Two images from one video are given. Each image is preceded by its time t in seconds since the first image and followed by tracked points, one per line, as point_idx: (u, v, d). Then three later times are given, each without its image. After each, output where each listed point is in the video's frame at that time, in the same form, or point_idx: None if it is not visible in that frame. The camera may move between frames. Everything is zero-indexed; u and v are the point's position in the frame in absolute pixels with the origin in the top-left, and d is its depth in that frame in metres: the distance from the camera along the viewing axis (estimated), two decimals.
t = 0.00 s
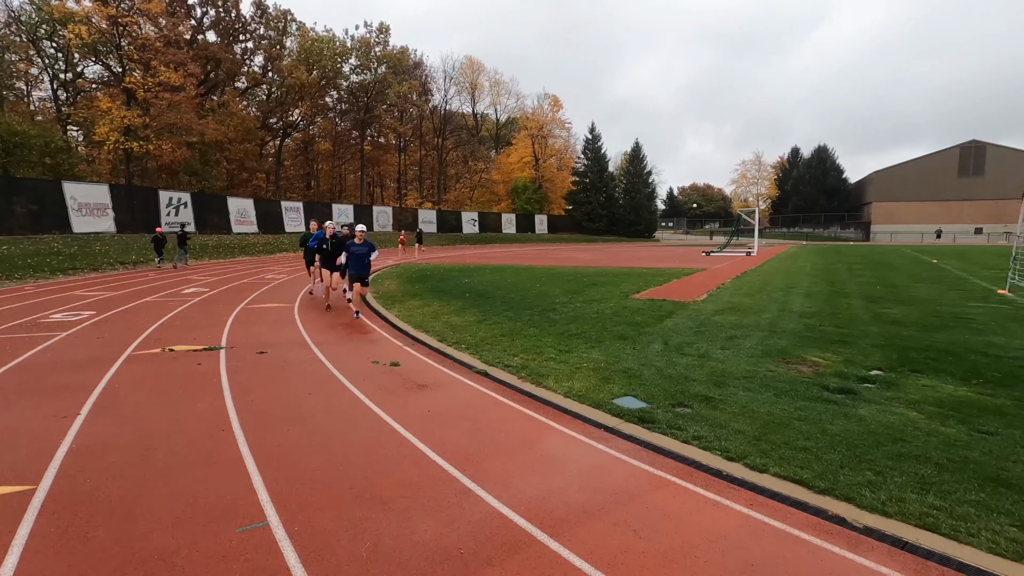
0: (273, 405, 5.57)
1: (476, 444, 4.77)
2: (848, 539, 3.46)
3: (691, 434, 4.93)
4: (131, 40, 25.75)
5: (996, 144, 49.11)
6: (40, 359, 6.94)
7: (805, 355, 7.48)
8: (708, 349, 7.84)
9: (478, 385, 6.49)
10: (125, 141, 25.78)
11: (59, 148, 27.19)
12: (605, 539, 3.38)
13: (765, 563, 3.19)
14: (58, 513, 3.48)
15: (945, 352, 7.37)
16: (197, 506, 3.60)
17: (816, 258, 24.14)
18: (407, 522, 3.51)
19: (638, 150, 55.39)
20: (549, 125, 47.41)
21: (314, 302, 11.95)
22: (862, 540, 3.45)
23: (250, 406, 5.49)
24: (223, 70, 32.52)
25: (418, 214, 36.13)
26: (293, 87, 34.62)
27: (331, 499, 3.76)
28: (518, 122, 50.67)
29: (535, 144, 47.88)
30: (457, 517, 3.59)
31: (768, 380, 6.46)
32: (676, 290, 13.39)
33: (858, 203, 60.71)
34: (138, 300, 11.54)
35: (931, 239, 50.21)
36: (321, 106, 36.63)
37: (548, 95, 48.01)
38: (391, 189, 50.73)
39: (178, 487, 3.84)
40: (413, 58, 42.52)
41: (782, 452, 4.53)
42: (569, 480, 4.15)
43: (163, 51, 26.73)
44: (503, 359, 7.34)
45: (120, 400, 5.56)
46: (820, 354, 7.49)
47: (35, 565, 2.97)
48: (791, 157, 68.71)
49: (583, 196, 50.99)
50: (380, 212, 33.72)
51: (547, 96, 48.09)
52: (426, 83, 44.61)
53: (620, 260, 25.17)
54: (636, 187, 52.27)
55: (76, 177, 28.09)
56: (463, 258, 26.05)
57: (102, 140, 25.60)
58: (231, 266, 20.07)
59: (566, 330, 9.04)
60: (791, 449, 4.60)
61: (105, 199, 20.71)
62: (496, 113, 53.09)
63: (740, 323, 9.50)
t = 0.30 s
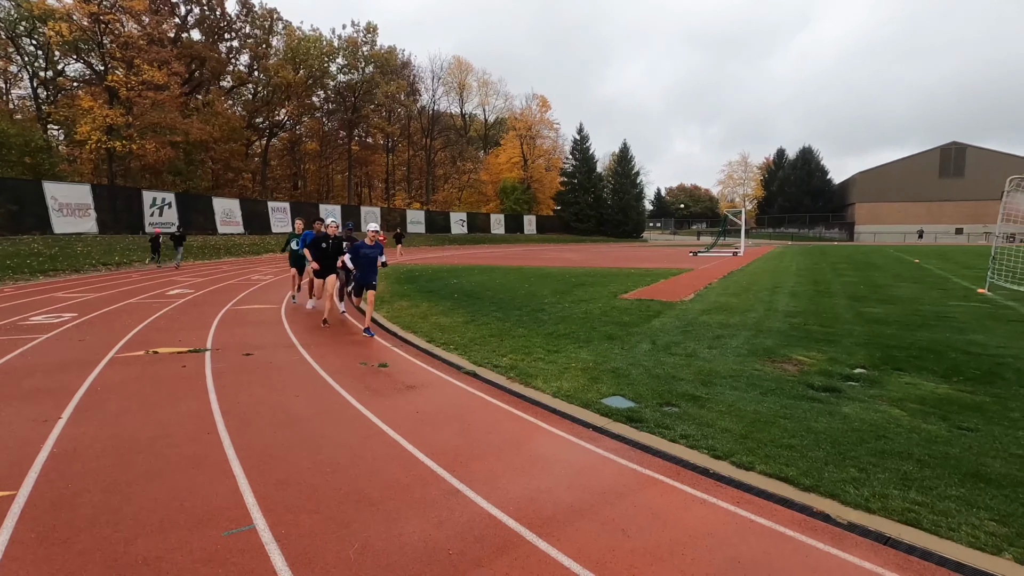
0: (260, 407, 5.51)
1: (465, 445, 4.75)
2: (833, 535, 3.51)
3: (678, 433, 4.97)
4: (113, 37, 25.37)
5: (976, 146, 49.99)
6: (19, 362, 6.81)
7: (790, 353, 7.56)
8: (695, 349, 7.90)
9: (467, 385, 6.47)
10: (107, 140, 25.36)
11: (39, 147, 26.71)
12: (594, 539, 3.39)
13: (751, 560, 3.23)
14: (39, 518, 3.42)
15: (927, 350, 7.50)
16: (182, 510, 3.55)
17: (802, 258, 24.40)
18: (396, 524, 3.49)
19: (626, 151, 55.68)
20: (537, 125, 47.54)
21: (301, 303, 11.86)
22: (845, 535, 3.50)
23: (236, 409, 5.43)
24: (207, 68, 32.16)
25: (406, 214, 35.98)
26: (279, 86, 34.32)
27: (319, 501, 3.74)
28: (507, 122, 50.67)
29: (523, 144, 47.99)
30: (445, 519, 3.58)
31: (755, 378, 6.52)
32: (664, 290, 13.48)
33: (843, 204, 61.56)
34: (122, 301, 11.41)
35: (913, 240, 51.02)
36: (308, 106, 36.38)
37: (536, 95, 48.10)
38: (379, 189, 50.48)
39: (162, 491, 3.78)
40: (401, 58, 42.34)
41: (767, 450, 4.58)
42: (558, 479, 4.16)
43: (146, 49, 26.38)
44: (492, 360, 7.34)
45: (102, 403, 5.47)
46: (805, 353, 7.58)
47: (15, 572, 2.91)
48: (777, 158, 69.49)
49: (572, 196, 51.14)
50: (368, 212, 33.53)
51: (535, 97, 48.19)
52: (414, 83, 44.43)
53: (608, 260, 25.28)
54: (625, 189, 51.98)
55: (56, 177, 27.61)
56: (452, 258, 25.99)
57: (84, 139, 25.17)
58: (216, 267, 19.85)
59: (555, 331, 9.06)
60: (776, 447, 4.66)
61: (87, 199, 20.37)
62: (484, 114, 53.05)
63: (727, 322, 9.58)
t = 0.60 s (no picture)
0: (241, 411, 5.44)
1: (450, 447, 4.74)
2: (812, 532, 3.56)
3: (662, 433, 5.01)
4: (89, 35, 24.87)
5: (949, 150, 51.27)
6: None
7: (771, 353, 7.68)
8: (678, 349, 7.98)
9: (451, 387, 6.46)
10: (83, 140, 24.78)
11: (11, 147, 26.07)
12: (578, 540, 3.41)
13: (733, 557, 3.27)
14: (10, 528, 3.32)
15: (903, 349, 7.67)
16: (161, 516, 3.49)
17: (782, 259, 24.78)
18: (379, 527, 3.47)
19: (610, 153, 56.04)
20: (521, 127, 47.73)
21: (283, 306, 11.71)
22: (824, 532, 3.56)
23: (216, 413, 5.35)
24: (187, 68, 31.72)
25: (391, 216, 35.79)
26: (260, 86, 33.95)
27: (303, 506, 3.69)
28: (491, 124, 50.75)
29: (507, 146, 48.12)
30: (429, 521, 3.57)
31: (736, 378, 6.62)
32: (648, 291, 13.61)
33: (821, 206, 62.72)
34: (98, 304, 11.15)
35: (889, 241, 52.14)
36: (290, 106, 36.06)
37: (520, 97, 48.28)
38: (362, 191, 50.19)
39: (139, 498, 3.70)
40: (384, 59, 42.18)
41: (749, 449, 4.65)
42: (542, 480, 4.18)
43: (124, 47, 25.94)
44: (476, 362, 7.34)
45: (78, 408, 5.35)
46: (785, 353, 7.70)
47: None
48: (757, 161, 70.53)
49: (556, 198, 51.36)
50: (351, 214, 33.32)
51: (519, 99, 48.36)
52: (398, 85, 44.30)
53: (592, 262, 25.43)
54: (608, 190, 52.86)
55: (30, 177, 26.96)
56: (436, 261, 25.91)
57: (59, 139, 24.57)
58: (195, 269, 19.54)
59: (540, 332, 9.08)
60: (757, 445, 4.73)
61: (62, 200, 19.89)
62: (468, 115, 53.06)
63: (709, 323, 9.69)
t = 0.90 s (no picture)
0: (214, 417, 5.33)
1: (429, 451, 4.71)
2: (785, 528, 3.63)
3: (639, 433, 5.06)
4: (54, 32, 24.10)
5: (916, 155, 52.89)
6: None
7: (746, 354, 7.82)
8: (656, 350, 8.07)
9: (430, 391, 6.42)
10: (47, 140, 23.93)
11: None
12: (556, 541, 3.42)
13: (709, 555, 3.32)
14: None
15: (872, 348, 7.89)
16: (131, 526, 3.40)
17: (757, 261, 25.26)
18: (356, 533, 3.43)
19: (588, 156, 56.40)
20: (500, 130, 47.82)
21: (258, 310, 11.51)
22: (797, 528, 3.63)
23: (189, 420, 5.23)
24: (158, 66, 31.01)
25: (369, 218, 35.46)
26: (235, 86, 33.35)
27: (277, 513, 3.63)
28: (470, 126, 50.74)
29: (487, 148, 48.15)
30: (407, 525, 3.55)
31: (712, 378, 6.72)
32: (626, 293, 13.75)
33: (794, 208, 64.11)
34: (64, 310, 10.82)
35: (860, 243, 53.54)
36: (266, 106, 35.51)
37: (499, 100, 48.37)
38: (340, 193, 49.66)
39: (107, 508, 3.60)
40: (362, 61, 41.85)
41: (724, 448, 4.72)
42: (521, 482, 4.18)
43: (92, 45, 25.21)
44: (455, 365, 7.30)
45: (43, 417, 5.18)
46: (760, 353, 7.84)
47: None
48: (732, 164, 71.76)
49: (535, 201, 51.53)
50: (329, 216, 32.93)
51: (498, 101, 48.43)
52: (376, 86, 43.99)
53: (571, 264, 25.56)
54: (587, 193, 53.21)
55: None
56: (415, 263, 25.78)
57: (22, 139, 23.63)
58: (167, 273, 19.10)
59: (519, 335, 9.10)
60: (732, 444, 4.81)
61: (26, 201, 19.26)
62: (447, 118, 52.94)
63: (687, 324, 9.83)
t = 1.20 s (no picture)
0: (183, 426, 5.19)
1: (405, 456, 4.67)
2: (756, 526, 3.71)
3: (615, 435, 5.10)
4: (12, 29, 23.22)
5: (880, 161, 54.68)
6: None
7: (719, 355, 7.97)
8: (631, 352, 8.17)
9: (406, 396, 6.37)
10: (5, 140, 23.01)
11: None
12: (532, 544, 3.43)
13: (683, 554, 3.37)
14: None
15: (839, 348, 8.12)
16: (94, 541, 3.28)
17: (729, 264, 25.73)
18: (331, 541, 3.38)
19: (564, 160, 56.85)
20: (476, 134, 47.82)
21: (230, 316, 11.27)
22: (768, 525, 3.71)
23: (156, 429, 5.08)
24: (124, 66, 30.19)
25: (343, 222, 35.04)
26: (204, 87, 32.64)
27: (249, 523, 3.56)
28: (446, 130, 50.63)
29: (463, 152, 48.01)
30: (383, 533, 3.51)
31: (686, 379, 6.82)
32: (601, 296, 13.89)
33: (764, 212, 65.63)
34: (24, 317, 10.43)
35: (828, 246, 55.05)
36: (236, 108, 34.82)
37: (475, 104, 48.42)
38: (314, 196, 48.97)
39: (69, 523, 3.47)
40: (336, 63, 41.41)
41: (698, 448, 4.80)
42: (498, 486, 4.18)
43: (53, 43, 24.35)
44: (432, 370, 7.26)
45: None
46: (732, 354, 8.00)
47: None
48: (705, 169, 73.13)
49: (512, 204, 51.66)
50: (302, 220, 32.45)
51: (474, 105, 48.48)
52: (350, 89, 43.59)
53: (547, 268, 25.70)
54: (563, 197, 53.59)
55: None
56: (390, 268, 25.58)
57: None
58: (134, 278, 18.62)
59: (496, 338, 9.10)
60: (705, 444, 4.89)
61: None
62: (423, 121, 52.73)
63: (661, 326, 9.96)
